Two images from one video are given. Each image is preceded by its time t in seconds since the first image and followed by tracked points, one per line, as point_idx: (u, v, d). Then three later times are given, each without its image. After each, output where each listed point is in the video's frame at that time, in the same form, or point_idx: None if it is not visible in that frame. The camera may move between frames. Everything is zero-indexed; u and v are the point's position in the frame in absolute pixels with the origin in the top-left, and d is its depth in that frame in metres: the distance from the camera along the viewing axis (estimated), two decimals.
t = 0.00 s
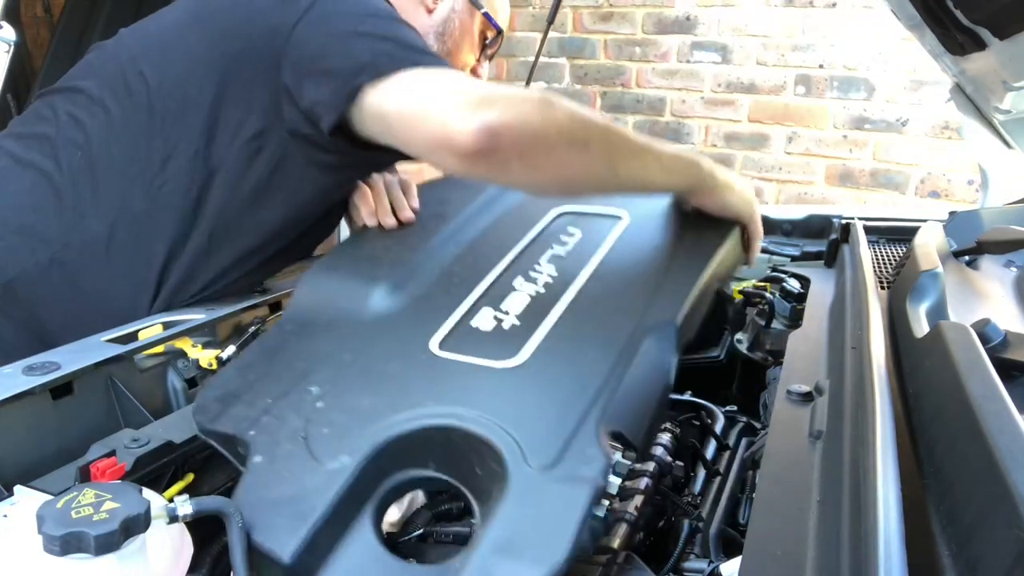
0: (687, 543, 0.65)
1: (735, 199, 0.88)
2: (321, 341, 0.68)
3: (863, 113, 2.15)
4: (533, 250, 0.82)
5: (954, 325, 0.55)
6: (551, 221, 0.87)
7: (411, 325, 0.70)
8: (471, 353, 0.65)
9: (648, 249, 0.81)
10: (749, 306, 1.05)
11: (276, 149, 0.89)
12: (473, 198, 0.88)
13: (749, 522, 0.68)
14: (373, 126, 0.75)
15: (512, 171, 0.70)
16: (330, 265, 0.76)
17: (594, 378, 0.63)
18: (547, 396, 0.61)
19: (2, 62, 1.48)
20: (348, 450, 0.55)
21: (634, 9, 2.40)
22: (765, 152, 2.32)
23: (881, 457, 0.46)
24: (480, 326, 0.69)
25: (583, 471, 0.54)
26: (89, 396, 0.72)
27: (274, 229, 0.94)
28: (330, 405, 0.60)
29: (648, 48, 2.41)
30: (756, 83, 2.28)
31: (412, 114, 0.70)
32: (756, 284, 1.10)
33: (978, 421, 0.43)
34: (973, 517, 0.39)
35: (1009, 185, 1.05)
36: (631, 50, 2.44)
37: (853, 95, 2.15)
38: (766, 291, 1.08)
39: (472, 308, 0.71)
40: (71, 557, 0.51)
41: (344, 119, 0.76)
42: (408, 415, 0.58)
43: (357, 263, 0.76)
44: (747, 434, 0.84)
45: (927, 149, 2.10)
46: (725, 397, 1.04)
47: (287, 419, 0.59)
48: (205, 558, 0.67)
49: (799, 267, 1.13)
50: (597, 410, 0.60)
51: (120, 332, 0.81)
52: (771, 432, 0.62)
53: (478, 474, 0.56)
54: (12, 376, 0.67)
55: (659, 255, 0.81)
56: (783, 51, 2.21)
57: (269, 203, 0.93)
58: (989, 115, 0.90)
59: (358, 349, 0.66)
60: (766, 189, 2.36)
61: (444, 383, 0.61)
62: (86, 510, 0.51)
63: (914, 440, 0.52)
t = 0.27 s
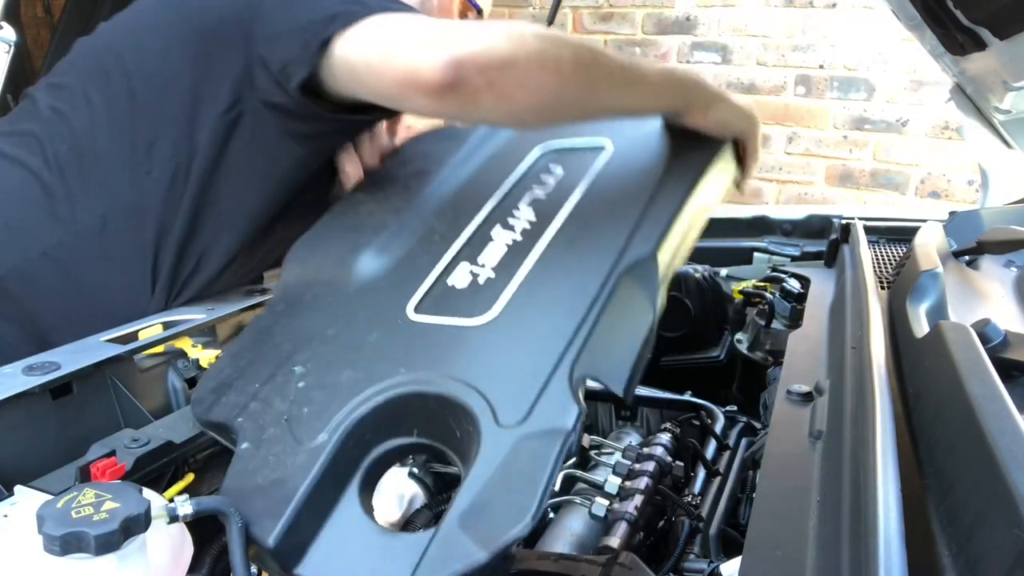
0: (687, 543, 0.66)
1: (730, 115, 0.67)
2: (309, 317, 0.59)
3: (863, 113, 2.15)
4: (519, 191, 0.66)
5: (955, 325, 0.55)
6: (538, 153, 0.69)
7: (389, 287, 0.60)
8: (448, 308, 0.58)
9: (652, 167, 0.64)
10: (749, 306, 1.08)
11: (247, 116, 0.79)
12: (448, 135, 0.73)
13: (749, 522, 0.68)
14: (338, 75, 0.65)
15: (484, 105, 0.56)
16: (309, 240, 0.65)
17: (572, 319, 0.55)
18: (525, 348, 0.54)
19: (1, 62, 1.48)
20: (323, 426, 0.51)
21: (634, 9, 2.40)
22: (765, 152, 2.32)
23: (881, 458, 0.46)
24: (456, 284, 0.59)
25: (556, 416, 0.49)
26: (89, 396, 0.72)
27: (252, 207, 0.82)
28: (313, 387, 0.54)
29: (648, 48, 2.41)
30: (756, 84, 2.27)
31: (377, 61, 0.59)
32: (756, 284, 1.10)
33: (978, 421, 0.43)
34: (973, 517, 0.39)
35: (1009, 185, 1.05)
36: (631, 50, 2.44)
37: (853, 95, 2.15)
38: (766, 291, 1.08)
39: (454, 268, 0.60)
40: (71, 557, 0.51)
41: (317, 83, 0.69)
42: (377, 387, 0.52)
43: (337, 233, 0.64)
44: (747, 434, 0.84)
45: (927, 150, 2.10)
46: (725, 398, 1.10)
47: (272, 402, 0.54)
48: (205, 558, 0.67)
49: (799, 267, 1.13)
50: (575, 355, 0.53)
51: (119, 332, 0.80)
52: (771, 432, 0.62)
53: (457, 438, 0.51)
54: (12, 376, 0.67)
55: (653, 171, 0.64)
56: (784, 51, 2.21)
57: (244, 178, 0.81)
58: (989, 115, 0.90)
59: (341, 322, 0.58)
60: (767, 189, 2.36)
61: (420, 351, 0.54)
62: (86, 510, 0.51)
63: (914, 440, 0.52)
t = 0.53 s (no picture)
0: (686, 543, 0.66)
1: None
2: (292, 294, 0.55)
3: (863, 113, 2.16)
4: (479, 129, 0.58)
5: (954, 325, 0.55)
6: (499, 82, 0.60)
7: (361, 261, 0.54)
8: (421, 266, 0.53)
9: (620, 64, 0.56)
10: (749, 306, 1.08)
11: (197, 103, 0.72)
12: (401, 78, 0.64)
13: (749, 522, 0.69)
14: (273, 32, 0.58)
15: (422, 37, 0.50)
16: (283, 214, 0.59)
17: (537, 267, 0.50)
18: (493, 306, 0.49)
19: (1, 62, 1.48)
20: (305, 415, 0.49)
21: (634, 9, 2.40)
22: (765, 152, 2.32)
23: (881, 458, 0.46)
24: (422, 244, 0.54)
25: (527, 373, 0.46)
26: (88, 396, 0.72)
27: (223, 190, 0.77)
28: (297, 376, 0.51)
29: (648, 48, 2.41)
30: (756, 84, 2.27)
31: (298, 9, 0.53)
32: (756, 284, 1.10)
33: (978, 421, 0.43)
34: (973, 516, 0.39)
35: (1009, 185, 1.06)
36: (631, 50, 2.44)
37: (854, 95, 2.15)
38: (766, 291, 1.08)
39: (423, 223, 0.55)
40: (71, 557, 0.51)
41: (249, 41, 0.61)
42: (355, 366, 0.50)
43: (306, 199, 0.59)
44: (747, 434, 0.85)
45: (927, 149, 2.10)
46: (725, 398, 1.11)
47: (258, 396, 0.52)
48: (205, 558, 0.67)
49: (799, 267, 1.13)
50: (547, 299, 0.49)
51: (119, 332, 0.80)
52: (771, 432, 0.62)
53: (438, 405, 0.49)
54: (12, 376, 0.67)
55: (618, 74, 0.55)
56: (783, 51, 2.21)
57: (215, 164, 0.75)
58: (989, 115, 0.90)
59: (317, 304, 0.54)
60: (767, 189, 2.35)
61: (399, 319, 0.51)
62: (86, 510, 0.51)
63: (914, 440, 0.52)
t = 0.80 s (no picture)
0: (686, 543, 0.65)
1: None
2: (270, 276, 0.52)
3: (863, 113, 2.16)
4: (418, 73, 0.52)
5: (955, 326, 0.55)
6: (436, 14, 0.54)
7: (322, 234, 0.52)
8: (378, 228, 0.50)
9: None
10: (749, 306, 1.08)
11: (127, 72, 0.76)
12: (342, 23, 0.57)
13: (749, 521, 0.69)
14: None
15: None
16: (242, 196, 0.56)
17: (484, 219, 0.46)
18: (445, 269, 0.46)
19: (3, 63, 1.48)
20: (288, 406, 0.48)
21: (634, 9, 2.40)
22: (765, 152, 2.32)
23: (881, 458, 0.45)
24: (377, 210, 0.50)
25: (489, 331, 0.44)
26: (88, 396, 0.72)
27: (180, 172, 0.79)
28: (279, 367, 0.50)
29: (648, 48, 2.42)
30: (756, 84, 2.28)
31: None
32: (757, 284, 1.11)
33: (978, 421, 0.43)
34: (973, 517, 0.39)
35: (1009, 185, 1.05)
36: (631, 50, 2.44)
37: (853, 95, 2.15)
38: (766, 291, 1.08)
39: (375, 186, 0.51)
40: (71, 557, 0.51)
41: None
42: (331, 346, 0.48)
43: (264, 180, 0.55)
44: (747, 434, 0.85)
45: (927, 149, 2.10)
46: (725, 397, 1.11)
47: (244, 390, 0.51)
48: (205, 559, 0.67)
49: (799, 267, 1.13)
50: (500, 251, 0.45)
51: (119, 332, 0.80)
52: (771, 432, 0.62)
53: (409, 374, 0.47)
54: (12, 376, 0.68)
55: None
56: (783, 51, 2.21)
57: (166, 134, 0.77)
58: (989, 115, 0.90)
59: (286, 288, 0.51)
60: (767, 189, 2.35)
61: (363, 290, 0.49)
62: (86, 510, 0.51)
63: (914, 440, 0.52)
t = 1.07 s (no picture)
0: (687, 543, 0.65)
1: None
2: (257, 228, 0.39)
3: (863, 113, 2.16)
4: None
5: (955, 326, 0.55)
6: None
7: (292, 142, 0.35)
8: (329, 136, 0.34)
9: None
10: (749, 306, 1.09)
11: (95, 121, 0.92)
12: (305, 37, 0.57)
13: (749, 521, 0.69)
14: None
15: None
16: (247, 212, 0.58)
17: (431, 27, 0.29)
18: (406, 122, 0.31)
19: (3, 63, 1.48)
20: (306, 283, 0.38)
21: (634, 9, 2.40)
22: (764, 152, 2.32)
23: (881, 458, 0.45)
24: (333, 97, 0.34)
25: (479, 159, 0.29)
26: (88, 396, 0.72)
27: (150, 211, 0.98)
28: (306, 285, 0.37)
29: (647, 48, 2.41)
30: (756, 84, 2.28)
31: None
32: (756, 284, 1.11)
33: (978, 421, 0.43)
34: (973, 517, 0.39)
35: (1009, 185, 1.05)
36: (631, 50, 2.44)
37: (853, 95, 2.15)
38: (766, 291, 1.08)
39: (319, 62, 0.34)
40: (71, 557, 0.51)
41: None
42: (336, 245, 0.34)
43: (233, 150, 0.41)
44: (747, 434, 0.85)
45: (927, 149, 2.10)
46: (725, 398, 1.11)
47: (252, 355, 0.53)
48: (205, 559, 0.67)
49: (799, 267, 1.13)
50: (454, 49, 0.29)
51: (120, 332, 0.81)
52: (771, 432, 0.62)
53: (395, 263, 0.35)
54: (12, 376, 0.68)
55: None
56: (783, 51, 2.21)
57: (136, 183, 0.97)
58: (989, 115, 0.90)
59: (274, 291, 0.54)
60: (767, 189, 2.35)
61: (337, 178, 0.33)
62: (86, 510, 0.51)
63: (914, 440, 0.52)
